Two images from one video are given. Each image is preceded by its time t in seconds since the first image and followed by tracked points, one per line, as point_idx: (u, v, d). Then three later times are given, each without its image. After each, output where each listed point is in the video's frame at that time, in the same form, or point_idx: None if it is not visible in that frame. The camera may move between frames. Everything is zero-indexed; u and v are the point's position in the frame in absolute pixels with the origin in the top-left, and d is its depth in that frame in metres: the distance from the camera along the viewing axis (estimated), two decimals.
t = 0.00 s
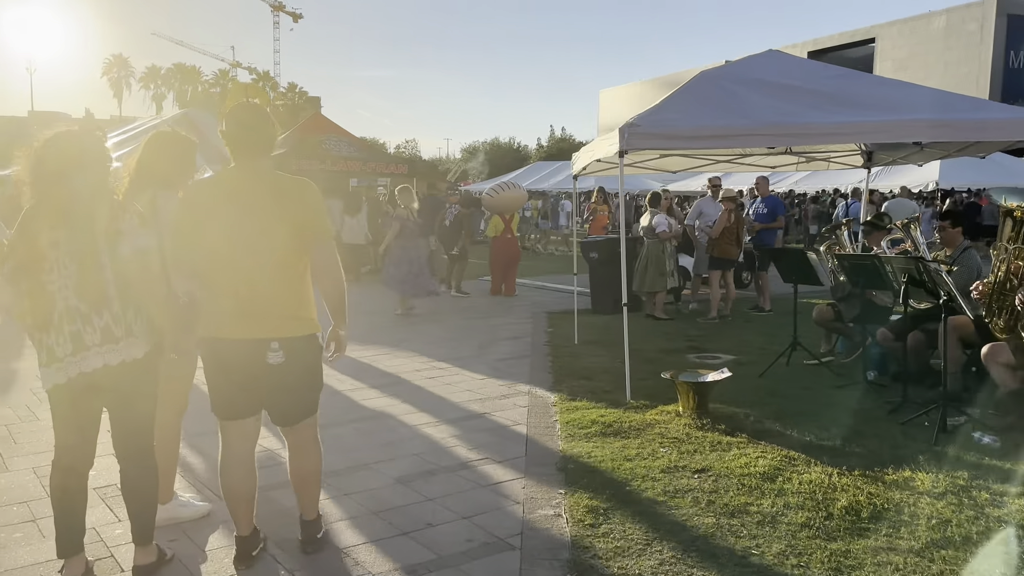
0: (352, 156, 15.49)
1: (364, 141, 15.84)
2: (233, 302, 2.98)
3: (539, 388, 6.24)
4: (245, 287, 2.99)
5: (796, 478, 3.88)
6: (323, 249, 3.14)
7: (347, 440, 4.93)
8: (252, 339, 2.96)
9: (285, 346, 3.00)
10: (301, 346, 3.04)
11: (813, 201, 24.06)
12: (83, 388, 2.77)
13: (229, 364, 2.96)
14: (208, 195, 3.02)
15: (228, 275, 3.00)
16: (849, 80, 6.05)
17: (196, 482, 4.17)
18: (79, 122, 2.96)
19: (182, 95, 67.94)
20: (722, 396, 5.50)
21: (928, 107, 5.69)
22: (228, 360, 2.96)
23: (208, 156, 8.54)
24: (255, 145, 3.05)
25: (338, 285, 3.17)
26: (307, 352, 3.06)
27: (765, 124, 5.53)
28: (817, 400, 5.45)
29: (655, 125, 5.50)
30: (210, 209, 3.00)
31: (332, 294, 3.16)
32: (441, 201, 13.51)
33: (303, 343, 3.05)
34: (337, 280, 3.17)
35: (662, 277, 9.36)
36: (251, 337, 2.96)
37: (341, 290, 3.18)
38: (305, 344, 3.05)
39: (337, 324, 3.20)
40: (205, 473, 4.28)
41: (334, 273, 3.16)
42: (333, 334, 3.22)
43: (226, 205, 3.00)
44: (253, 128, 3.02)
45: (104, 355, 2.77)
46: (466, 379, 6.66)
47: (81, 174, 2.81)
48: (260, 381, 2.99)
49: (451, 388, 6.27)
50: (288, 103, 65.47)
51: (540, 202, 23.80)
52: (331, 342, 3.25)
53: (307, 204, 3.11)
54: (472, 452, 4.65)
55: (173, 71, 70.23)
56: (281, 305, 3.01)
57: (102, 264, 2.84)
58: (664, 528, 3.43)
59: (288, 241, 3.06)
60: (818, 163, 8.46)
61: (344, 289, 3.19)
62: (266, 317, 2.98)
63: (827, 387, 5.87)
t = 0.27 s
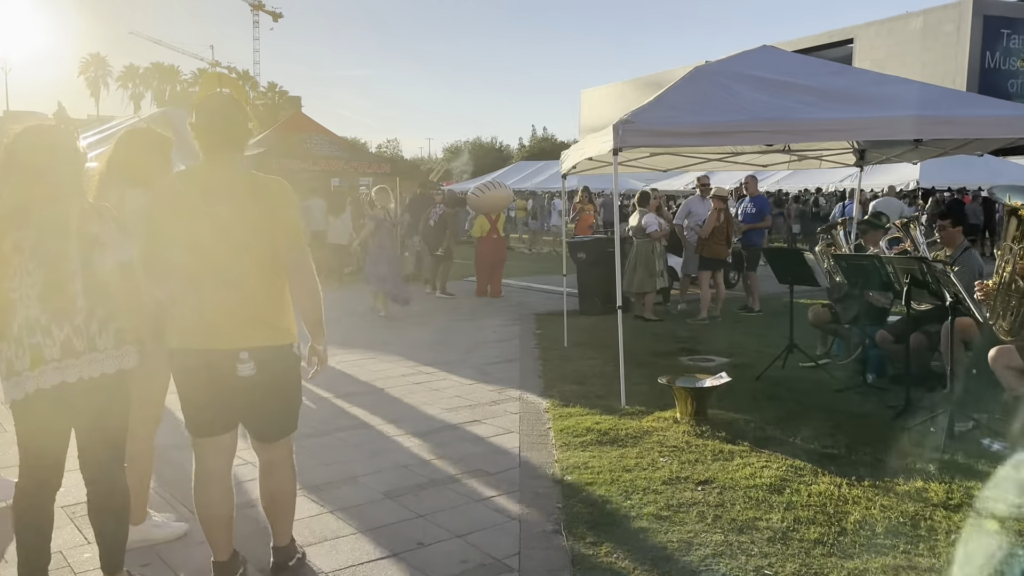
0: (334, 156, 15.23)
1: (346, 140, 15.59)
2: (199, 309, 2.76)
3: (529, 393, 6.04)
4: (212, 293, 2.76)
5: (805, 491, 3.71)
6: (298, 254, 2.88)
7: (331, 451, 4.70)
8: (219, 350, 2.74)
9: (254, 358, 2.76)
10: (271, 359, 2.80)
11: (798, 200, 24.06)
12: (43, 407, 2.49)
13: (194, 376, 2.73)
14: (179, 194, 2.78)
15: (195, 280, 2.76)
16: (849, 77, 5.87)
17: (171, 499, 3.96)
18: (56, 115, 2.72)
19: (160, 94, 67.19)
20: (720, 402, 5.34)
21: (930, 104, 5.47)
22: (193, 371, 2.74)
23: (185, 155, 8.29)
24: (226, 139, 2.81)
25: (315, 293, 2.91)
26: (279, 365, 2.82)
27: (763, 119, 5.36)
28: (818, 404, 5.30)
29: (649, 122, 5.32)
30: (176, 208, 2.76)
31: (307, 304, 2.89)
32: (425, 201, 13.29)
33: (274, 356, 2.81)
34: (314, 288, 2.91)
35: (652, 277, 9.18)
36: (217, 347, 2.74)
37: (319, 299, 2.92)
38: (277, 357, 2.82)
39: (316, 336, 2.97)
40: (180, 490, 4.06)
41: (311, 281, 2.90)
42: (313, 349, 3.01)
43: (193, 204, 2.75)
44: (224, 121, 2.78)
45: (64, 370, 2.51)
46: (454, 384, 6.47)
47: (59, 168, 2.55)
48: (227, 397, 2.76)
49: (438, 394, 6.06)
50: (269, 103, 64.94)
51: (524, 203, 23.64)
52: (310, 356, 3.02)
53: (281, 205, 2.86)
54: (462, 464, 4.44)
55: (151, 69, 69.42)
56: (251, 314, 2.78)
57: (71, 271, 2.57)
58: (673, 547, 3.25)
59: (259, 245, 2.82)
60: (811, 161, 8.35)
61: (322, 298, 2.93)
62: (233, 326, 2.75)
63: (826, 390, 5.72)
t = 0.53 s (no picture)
0: (313, 157, 14.97)
1: (325, 141, 15.33)
2: (172, 326, 2.55)
3: (518, 402, 5.87)
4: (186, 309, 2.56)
5: (810, 507, 3.58)
6: (278, 266, 2.70)
7: (313, 468, 4.51)
8: (195, 369, 2.54)
9: (232, 378, 2.57)
10: (252, 378, 2.61)
11: (778, 201, 24.13)
12: None
13: (167, 398, 2.53)
14: (148, 201, 2.57)
15: (168, 295, 2.56)
16: (845, 80, 5.76)
17: (145, 525, 3.74)
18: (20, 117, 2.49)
19: (134, 94, 66.29)
20: (716, 412, 5.20)
21: (928, 105, 5.35)
22: (166, 393, 2.54)
23: (159, 157, 8.03)
24: (201, 143, 2.61)
25: (296, 308, 2.74)
26: (259, 385, 2.63)
27: (760, 120, 5.20)
28: (815, 415, 5.17)
29: (641, 124, 5.18)
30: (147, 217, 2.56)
31: (288, 320, 2.73)
32: (406, 203, 13.10)
33: (253, 375, 2.62)
34: (295, 302, 2.74)
35: (639, 280, 9.03)
36: (192, 366, 2.54)
37: (299, 314, 2.75)
38: (257, 377, 2.63)
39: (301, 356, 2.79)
40: (153, 515, 3.85)
41: (292, 295, 2.73)
42: (298, 371, 2.82)
43: (166, 213, 2.55)
44: (199, 124, 2.58)
45: (22, 394, 2.27)
46: (440, 392, 6.29)
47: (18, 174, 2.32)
48: (201, 420, 2.56)
49: (424, 404, 5.87)
50: (245, 102, 64.35)
51: (505, 203, 23.48)
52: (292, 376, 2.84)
53: (260, 213, 2.67)
54: (451, 480, 4.26)
55: (125, 69, 68.46)
56: (229, 330, 2.59)
57: (31, 287, 2.35)
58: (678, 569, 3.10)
59: (237, 257, 2.62)
60: (800, 163, 8.26)
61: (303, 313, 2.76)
62: (210, 344, 2.56)
63: (821, 398, 5.61)
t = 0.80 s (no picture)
0: (287, 156, 14.69)
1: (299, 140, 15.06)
2: (141, 333, 2.36)
3: (503, 406, 5.71)
4: (157, 313, 2.37)
5: (811, 514, 3.46)
6: (256, 266, 2.52)
7: (292, 478, 4.31)
8: (166, 379, 2.36)
9: (208, 387, 2.40)
10: (228, 388, 2.43)
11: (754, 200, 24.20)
12: None
13: (135, 411, 2.34)
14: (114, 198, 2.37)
15: (136, 299, 2.36)
16: (834, 76, 5.66)
17: (114, 542, 3.54)
18: None
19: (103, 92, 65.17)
20: (707, 415, 5.08)
21: (919, 102, 5.26)
22: (134, 405, 2.35)
23: (129, 154, 7.76)
24: (171, 135, 2.41)
25: (275, 311, 2.56)
26: (236, 394, 2.45)
27: (751, 116, 5.07)
28: (807, 417, 5.08)
29: (630, 119, 5.04)
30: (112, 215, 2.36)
31: (267, 324, 2.55)
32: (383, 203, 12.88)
33: (230, 384, 2.44)
34: (274, 305, 2.56)
35: (623, 279, 8.89)
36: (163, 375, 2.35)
37: (279, 317, 2.57)
38: (234, 386, 2.45)
39: (281, 362, 2.61)
40: (122, 532, 3.64)
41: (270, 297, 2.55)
42: (277, 377, 2.64)
43: (133, 211, 2.35)
44: (170, 116, 2.39)
45: None
46: (422, 396, 6.12)
47: None
48: (174, 434, 2.37)
49: (406, 409, 5.69)
50: (216, 101, 63.53)
51: (482, 203, 23.31)
52: (272, 382, 2.65)
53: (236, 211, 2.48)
54: (437, 489, 4.09)
55: (93, 68, 67.27)
56: (203, 336, 2.40)
57: None
58: None
59: (212, 259, 2.44)
60: (784, 160, 8.19)
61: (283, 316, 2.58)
62: (183, 351, 2.37)
63: (811, 400, 5.52)
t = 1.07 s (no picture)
0: (257, 156, 14.39)
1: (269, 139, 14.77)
2: (106, 347, 2.18)
3: (483, 413, 5.56)
4: (123, 327, 2.18)
5: (808, 527, 3.36)
6: (229, 273, 2.36)
7: (266, 494, 4.12)
8: (135, 396, 2.18)
9: (180, 405, 2.22)
10: (203, 404, 2.26)
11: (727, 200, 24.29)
12: None
13: (103, 432, 2.16)
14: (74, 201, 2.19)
15: (101, 310, 2.18)
16: (818, 75, 5.59)
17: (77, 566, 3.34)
18: None
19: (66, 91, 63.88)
20: (694, 421, 4.97)
21: (904, 102, 5.21)
22: (100, 425, 2.17)
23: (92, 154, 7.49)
24: (136, 133, 2.24)
25: (250, 321, 2.41)
26: (211, 411, 2.28)
27: (737, 115, 4.98)
28: (794, 422, 5.00)
29: (614, 119, 4.91)
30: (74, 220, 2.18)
31: (241, 335, 2.39)
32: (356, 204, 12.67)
33: (203, 399, 2.26)
34: (248, 315, 2.40)
35: (603, 281, 8.77)
36: (132, 392, 2.18)
37: (255, 327, 2.41)
38: (209, 403, 2.28)
39: (257, 375, 2.45)
40: (87, 554, 3.44)
41: (244, 306, 2.39)
42: (253, 391, 2.47)
43: (96, 215, 2.16)
44: (135, 110, 2.22)
45: None
46: (401, 403, 5.95)
47: None
48: (142, 455, 2.19)
49: (383, 418, 5.51)
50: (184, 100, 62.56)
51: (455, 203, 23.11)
52: (246, 397, 2.48)
53: (208, 214, 2.32)
54: (418, 504, 3.92)
55: (56, 66, 65.85)
56: (174, 349, 2.23)
57: None
58: None
59: (182, 264, 2.26)
60: (764, 161, 8.13)
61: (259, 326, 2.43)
62: (154, 366, 2.19)
63: (797, 404, 5.44)
